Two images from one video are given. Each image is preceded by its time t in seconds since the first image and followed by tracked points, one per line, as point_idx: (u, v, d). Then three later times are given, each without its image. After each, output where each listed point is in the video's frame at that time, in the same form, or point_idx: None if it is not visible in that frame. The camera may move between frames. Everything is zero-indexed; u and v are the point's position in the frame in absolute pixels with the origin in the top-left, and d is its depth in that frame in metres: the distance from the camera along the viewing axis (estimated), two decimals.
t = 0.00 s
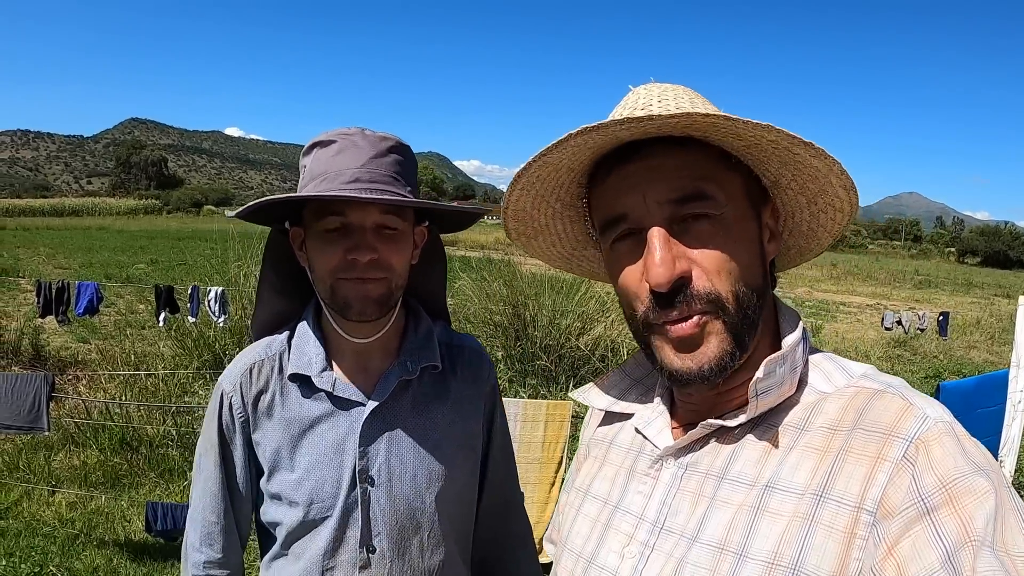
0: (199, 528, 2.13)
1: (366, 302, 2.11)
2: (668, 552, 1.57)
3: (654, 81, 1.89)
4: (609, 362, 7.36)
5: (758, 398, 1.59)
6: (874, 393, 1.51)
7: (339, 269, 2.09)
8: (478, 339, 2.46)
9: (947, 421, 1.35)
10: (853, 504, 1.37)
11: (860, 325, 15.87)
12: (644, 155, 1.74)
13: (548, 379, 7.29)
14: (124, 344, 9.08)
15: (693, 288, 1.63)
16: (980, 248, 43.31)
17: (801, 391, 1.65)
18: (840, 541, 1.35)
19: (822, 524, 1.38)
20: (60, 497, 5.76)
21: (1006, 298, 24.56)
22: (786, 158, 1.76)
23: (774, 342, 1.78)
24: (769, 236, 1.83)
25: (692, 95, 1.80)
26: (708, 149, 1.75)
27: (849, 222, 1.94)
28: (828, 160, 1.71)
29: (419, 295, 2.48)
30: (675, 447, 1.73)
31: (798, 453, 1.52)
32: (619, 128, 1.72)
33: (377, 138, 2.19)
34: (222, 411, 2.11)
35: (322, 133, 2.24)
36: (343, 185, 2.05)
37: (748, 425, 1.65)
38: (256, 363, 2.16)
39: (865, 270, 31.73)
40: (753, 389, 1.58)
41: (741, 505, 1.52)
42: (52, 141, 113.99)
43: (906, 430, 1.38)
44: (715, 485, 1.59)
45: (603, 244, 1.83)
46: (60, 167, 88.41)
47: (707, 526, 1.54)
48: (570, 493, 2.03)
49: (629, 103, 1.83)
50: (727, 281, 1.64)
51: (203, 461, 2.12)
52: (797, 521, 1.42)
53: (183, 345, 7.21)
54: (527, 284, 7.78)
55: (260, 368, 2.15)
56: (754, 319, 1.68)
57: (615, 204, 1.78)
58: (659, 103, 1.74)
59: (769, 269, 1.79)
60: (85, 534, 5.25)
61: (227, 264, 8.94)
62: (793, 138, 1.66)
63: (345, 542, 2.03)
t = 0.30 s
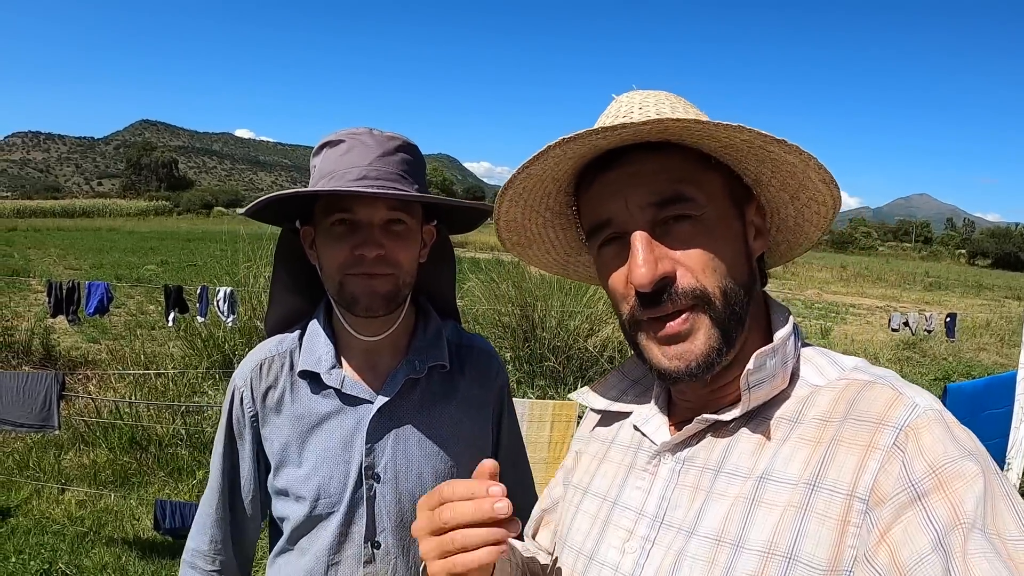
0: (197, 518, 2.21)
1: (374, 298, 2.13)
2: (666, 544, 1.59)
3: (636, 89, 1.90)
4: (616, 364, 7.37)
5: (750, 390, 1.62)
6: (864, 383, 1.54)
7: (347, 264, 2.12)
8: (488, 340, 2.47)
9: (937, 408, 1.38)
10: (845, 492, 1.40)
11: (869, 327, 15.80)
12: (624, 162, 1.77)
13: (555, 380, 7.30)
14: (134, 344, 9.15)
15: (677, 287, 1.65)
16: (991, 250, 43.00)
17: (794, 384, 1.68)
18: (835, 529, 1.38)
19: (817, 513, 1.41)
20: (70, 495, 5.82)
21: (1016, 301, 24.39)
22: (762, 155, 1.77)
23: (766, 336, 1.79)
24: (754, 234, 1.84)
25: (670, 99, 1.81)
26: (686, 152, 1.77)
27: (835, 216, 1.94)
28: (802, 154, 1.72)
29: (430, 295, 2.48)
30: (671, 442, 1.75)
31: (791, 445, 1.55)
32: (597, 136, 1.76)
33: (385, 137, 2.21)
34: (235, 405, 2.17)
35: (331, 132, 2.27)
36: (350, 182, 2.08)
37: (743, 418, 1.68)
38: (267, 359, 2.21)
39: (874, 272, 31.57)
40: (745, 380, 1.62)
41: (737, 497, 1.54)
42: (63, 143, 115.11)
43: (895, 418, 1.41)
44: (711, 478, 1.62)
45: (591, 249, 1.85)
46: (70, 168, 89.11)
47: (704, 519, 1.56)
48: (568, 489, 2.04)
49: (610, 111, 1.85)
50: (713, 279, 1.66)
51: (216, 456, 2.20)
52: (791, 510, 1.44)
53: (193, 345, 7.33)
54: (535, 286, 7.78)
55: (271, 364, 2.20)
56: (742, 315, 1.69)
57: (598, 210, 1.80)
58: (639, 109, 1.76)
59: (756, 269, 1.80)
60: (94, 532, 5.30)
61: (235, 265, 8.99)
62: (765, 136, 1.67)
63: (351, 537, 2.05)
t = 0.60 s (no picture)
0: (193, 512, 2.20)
1: (376, 293, 2.14)
2: (676, 542, 1.59)
3: (660, 74, 1.89)
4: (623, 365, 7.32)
5: (766, 390, 1.62)
6: (878, 382, 1.54)
7: (349, 260, 2.12)
8: (489, 341, 2.45)
9: (952, 410, 1.38)
10: (858, 491, 1.40)
11: (877, 328, 15.72)
12: (646, 144, 1.77)
13: (562, 381, 7.26)
14: (142, 344, 9.19)
15: (693, 273, 1.65)
16: (1000, 252, 42.71)
17: (807, 381, 1.68)
18: (847, 529, 1.38)
19: (830, 511, 1.41)
20: (77, 494, 5.85)
21: None
22: (786, 146, 1.77)
23: (776, 333, 1.79)
24: (770, 226, 1.84)
25: (696, 85, 1.81)
26: (708, 139, 1.77)
27: (853, 214, 1.94)
28: (827, 148, 1.72)
29: (431, 292, 2.49)
30: (683, 438, 1.74)
31: (804, 443, 1.55)
32: (620, 115, 1.76)
33: (385, 133, 2.22)
34: (235, 397, 2.18)
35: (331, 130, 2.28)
36: (351, 179, 2.09)
37: (755, 415, 1.67)
38: (267, 352, 2.22)
39: (883, 274, 31.40)
40: (762, 378, 1.62)
41: (750, 495, 1.54)
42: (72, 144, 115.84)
43: (909, 418, 1.41)
44: (723, 475, 1.61)
45: (605, 232, 1.84)
46: (79, 170, 89.64)
47: (715, 516, 1.56)
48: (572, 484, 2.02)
49: (634, 94, 1.86)
50: (727, 267, 1.66)
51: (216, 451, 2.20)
52: (804, 509, 1.45)
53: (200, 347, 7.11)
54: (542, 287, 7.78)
55: (272, 356, 2.21)
56: (753, 308, 1.69)
57: (617, 191, 1.80)
58: (663, 93, 1.77)
59: (770, 261, 1.80)
60: (100, 530, 5.32)
61: (243, 264, 9.03)
62: (789, 125, 1.67)
63: (346, 533, 2.06)
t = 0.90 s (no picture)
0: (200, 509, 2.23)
1: (382, 296, 2.15)
2: (677, 540, 1.60)
3: (661, 74, 1.91)
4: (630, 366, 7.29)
5: (764, 389, 1.63)
6: (879, 381, 1.54)
7: (355, 263, 2.14)
8: (493, 342, 2.46)
9: (953, 408, 1.39)
10: (858, 490, 1.41)
11: (884, 331, 15.66)
12: (649, 146, 1.78)
13: (568, 383, 7.25)
14: (148, 346, 9.24)
15: (693, 274, 1.66)
16: (1007, 254, 42.51)
17: (808, 381, 1.68)
18: (847, 527, 1.39)
19: (830, 510, 1.42)
20: (84, 494, 5.88)
21: None
22: (788, 149, 1.78)
23: (778, 333, 1.80)
24: (772, 226, 1.85)
25: (701, 87, 1.81)
26: (711, 140, 1.79)
27: (856, 216, 1.95)
28: (829, 151, 1.73)
29: (434, 292, 2.50)
30: (684, 438, 1.76)
31: (805, 442, 1.55)
32: (623, 116, 1.77)
33: (389, 137, 2.24)
34: (240, 396, 2.20)
35: (335, 133, 2.30)
36: (355, 183, 2.10)
37: (756, 414, 1.68)
38: (273, 351, 2.24)
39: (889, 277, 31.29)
40: (761, 377, 1.63)
41: (751, 494, 1.55)
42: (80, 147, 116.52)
43: (909, 417, 1.41)
44: (725, 474, 1.62)
45: (608, 232, 1.86)
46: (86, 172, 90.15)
47: (717, 514, 1.57)
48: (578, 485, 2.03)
49: (638, 95, 1.87)
50: (729, 269, 1.67)
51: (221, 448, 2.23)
52: (804, 508, 1.45)
53: (208, 349, 7.15)
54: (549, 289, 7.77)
55: (277, 356, 2.23)
56: (755, 308, 1.70)
57: (619, 192, 1.81)
58: (667, 95, 1.78)
59: (772, 262, 1.81)
60: (107, 531, 5.35)
61: (249, 266, 9.07)
62: (791, 128, 1.68)
63: (352, 533, 2.07)
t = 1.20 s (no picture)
0: (203, 517, 2.21)
1: (388, 302, 2.13)
2: (698, 547, 1.58)
3: (683, 79, 1.88)
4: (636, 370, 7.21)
5: (786, 392, 1.61)
6: (903, 386, 1.51)
7: (360, 267, 2.12)
8: (504, 346, 2.43)
9: (978, 414, 1.36)
10: (881, 497, 1.38)
11: (889, 333, 15.60)
12: (669, 151, 1.76)
13: (574, 386, 7.21)
14: (153, 348, 9.23)
15: (714, 279, 1.64)
16: (1012, 256, 42.37)
17: (830, 386, 1.66)
18: (870, 535, 1.36)
19: (853, 517, 1.40)
20: (88, 497, 5.87)
21: None
22: (810, 152, 1.76)
23: (800, 337, 1.77)
24: (794, 231, 1.82)
25: (720, 91, 1.79)
26: (731, 145, 1.76)
27: (878, 220, 1.92)
28: (851, 156, 1.70)
29: (444, 297, 2.48)
30: (706, 443, 1.74)
31: (827, 448, 1.53)
32: (642, 122, 1.76)
33: (393, 138, 2.22)
34: (245, 403, 2.18)
35: (338, 136, 2.28)
36: (360, 185, 2.08)
37: (778, 419, 1.66)
38: (278, 358, 2.22)
39: (894, 279, 31.18)
40: (782, 383, 1.61)
41: (772, 501, 1.53)
42: (84, 150, 116.95)
43: (933, 422, 1.39)
44: (747, 480, 1.60)
45: (627, 238, 1.84)
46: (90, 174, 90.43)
47: (738, 522, 1.55)
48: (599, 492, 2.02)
49: (657, 101, 1.85)
50: (750, 273, 1.64)
51: (224, 456, 2.20)
52: (827, 515, 1.43)
53: (212, 351, 7.16)
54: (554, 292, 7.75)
55: (282, 362, 2.21)
56: (777, 313, 1.68)
57: (639, 198, 1.79)
58: (685, 99, 1.76)
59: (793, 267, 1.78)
60: (111, 534, 5.33)
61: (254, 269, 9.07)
62: (813, 132, 1.66)
63: (363, 541, 2.05)
